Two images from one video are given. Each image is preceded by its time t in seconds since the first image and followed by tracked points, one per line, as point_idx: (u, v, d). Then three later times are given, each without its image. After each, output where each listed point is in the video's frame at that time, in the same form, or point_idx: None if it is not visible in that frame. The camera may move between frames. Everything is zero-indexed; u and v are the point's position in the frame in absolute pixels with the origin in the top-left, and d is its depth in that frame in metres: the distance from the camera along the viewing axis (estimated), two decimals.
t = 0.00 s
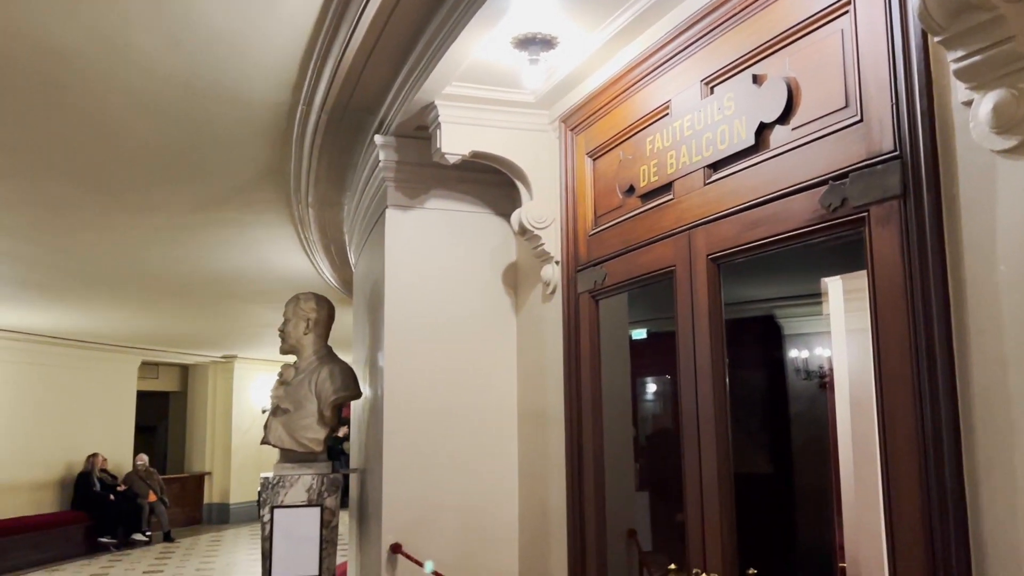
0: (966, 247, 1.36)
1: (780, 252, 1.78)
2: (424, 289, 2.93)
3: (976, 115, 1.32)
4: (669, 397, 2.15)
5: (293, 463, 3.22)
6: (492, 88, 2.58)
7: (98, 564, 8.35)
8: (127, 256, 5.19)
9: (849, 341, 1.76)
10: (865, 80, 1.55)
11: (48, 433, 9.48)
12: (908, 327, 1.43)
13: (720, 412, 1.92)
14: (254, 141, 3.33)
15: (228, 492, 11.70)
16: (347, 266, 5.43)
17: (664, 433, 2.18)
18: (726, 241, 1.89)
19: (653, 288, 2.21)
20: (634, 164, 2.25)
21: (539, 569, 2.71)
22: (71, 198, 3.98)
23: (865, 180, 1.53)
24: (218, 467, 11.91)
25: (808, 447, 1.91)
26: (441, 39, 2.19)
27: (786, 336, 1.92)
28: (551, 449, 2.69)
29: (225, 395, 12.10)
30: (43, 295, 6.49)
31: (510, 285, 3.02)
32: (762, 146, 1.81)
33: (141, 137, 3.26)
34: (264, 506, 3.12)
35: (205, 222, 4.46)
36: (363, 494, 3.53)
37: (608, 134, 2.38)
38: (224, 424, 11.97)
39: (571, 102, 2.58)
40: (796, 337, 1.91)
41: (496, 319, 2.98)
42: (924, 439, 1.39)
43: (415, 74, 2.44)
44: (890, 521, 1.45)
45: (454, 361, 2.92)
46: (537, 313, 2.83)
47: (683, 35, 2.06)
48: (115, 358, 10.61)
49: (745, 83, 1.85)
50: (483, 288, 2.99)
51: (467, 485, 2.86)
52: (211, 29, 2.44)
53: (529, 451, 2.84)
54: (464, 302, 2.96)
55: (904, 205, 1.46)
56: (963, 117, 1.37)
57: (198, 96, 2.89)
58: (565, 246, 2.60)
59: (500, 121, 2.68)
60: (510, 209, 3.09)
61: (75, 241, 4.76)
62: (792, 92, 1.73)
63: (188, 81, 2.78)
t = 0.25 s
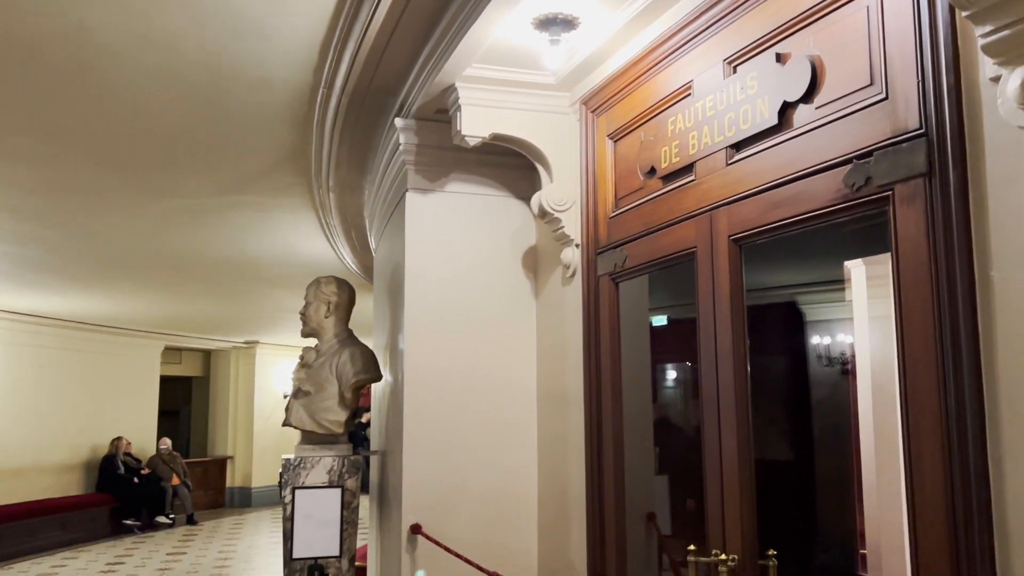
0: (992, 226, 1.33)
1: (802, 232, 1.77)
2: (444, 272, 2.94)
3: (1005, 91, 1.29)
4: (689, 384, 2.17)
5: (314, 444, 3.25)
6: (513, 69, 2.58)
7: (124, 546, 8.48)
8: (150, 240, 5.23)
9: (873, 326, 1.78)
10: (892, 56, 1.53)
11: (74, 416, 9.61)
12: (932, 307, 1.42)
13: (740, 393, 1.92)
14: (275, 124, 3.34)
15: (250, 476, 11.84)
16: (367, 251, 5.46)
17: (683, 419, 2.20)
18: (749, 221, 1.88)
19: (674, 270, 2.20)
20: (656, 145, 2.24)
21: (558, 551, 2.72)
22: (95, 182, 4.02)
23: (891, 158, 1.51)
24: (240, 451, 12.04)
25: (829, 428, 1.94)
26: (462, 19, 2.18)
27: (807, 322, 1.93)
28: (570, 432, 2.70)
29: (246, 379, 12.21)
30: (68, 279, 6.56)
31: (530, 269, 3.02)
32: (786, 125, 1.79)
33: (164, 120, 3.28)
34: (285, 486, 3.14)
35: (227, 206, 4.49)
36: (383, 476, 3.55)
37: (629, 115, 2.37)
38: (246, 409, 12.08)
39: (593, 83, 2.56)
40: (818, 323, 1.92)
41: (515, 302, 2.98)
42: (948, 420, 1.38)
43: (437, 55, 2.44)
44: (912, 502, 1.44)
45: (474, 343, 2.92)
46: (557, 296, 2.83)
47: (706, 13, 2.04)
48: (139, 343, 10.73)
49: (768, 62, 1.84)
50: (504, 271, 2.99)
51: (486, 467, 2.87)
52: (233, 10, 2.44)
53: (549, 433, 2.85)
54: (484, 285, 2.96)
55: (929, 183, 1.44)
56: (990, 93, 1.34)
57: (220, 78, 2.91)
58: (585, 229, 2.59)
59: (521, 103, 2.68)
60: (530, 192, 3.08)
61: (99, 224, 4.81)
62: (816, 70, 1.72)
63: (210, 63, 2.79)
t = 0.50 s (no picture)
0: (1014, 209, 1.32)
1: (821, 214, 1.75)
2: (460, 257, 2.94)
3: None
4: (705, 373, 2.19)
5: (332, 428, 3.27)
6: (530, 53, 2.58)
7: (144, 530, 8.58)
8: (170, 227, 5.27)
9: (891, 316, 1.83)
10: (912, 36, 1.52)
11: (95, 402, 9.72)
12: (952, 290, 1.41)
13: (756, 377, 1.91)
14: (293, 109, 3.35)
15: (268, 463, 11.94)
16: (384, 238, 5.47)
17: (699, 408, 2.21)
18: (767, 205, 1.87)
19: (691, 254, 2.19)
20: (673, 128, 2.23)
21: (574, 535, 2.73)
22: (115, 169, 4.06)
23: (911, 139, 1.50)
24: (258, 438, 12.14)
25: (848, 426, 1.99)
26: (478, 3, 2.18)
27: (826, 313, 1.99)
28: (586, 417, 2.70)
29: (265, 367, 12.30)
30: (89, 266, 6.63)
31: (546, 255, 3.02)
32: (804, 107, 1.78)
33: (183, 105, 3.30)
34: (303, 470, 3.16)
35: (245, 193, 4.51)
36: (400, 462, 3.57)
37: (647, 98, 2.35)
38: (264, 396, 12.17)
39: (610, 68, 2.56)
40: (836, 313, 1.98)
41: (532, 288, 2.98)
42: (966, 402, 1.37)
43: (453, 39, 2.45)
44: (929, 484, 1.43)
45: (490, 328, 2.93)
46: (573, 281, 2.82)
47: None
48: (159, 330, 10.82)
49: (788, 43, 1.83)
50: (520, 256, 2.99)
51: (502, 452, 2.88)
52: None
53: (564, 419, 2.85)
54: (500, 270, 2.96)
55: (949, 164, 1.43)
56: (1012, 74, 1.33)
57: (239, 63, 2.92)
58: (602, 214, 2.59)
59: (538, 87, 2.68)
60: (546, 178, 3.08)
61: (119, 211, 4.85)
62: (836, 52, 1.70)
63: (229, 48, 2.80)
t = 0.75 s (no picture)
0: None
1: (840, 194, 1.75)
2: (479, 240, 2.95)
3: None
4: (722, 364, 2.20)
5: (351, 410, 3.30)
6: (549, 35, 2.58)
7: (166, 512, 8.69)
8: (190, 212, 5.31)
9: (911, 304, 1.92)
10: (935, 13, 1.51)
11: (118, 386, 9.84)
12: (972, 269, 1.40)
13: (775, 358, 1.91)
14: (313, 93, 3.37)
15: (288, 448, 12.05)
16: (403, 223, 5.50)
17: (717, 393, 2.23)
18: (786, 185, 1.86)
19: (709, 236, 2.19)
20: (692, 110, 2.22)
21: (591, 518, 2.74)
22: (137, 153, 4.09)
23: (932, 118, 1.49)
24: (278, 423, 12.25)
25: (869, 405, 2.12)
26: None
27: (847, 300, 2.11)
28: (603, 400, 2.70)
29: (284, 353, 12.39)
30: (112, 251, 6.70)
31: (564, 238, 3.02)
32: (825, 87, 1.77)
33: (203, 89, 3.32)
34: (322, 450, 3.18)
35: (265, 177, 4.54)
36: (418, 444, 3.60)
37: (666, 80, 2.35)
38: (284, 382, 12.27)
39: (630, 49, 2.55)
40: (857, 301, 2.11)
41: (549, 271, 2.99)
42: (986, 381, 1.36)
43: (472, 22, 2.45)
44: (948, 464, 1.43)
45: (508, 312, 2.94)
46: (591, 264, 2.83)
47: None
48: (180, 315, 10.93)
49: (808, 22, 1.81)
50: (539, 239, 3.00)
51: (520, 435, 2.89)
52: None
53: (582, 402, 2.86)
54: (518, 253, 2.97)
55: (971, 142, 1.42)
56: None
57: (259, 46, 2.93)
58: (620, 197, 2.58)
59: (556, 69, 2.68)
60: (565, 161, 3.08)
61: (141, 196, 4.90)
62: (858, 31, 1.69)
63: (249, 31, 2.82)
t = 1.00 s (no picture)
0: None
1: (856, 178, 1.74)
2: (494, 226, 2.96)
3: None
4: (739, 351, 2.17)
5: (367, 395, 3.33)
6: (564, 19, 2.58)
7: (184, 497, 8.79)
8: (208, 199, 5.35)
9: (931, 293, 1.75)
10: None
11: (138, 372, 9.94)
12: (990, 251, 1.39)
13: (790, 342, 1.91)
14: (329, 78, 3.38)
15: (305, 435, 12.14)
16: (418, 211, 5.51)
17: (734, 385, 2.18)
18: (802, 168, 1.85)
19: (725, 220, 2.18)
20: (709, 94, 2.21)
21: (604, 503, 2.75)
22: (155, 140, 4.12)
23: (950, 99, 1.48)
24: (295, 410, 12.34)
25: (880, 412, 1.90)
26: None
27: (866, 288, 1.94)
28: (617, 385, 2.71)
29: (301, 340, 12.47)
30: (131, 238, 6.76)
31: (579, 224, 3.01)
32: (842, 69, 1.76)
33: (221, 75, 3.34)
34: (338, 435, 3.20)
35: (281, 164, 4.56)
36: (434, 430, 3.62)
37: (682, 64, 2.34)
38: (301, 369, 12.35)
39: (646, 33, 2.54)
40: (876, 290, 1.91)
41: (565, 257, 2.98)
42: (1003, 363, 1.36)
43: (489, 7, 2.44)
44: (963, 446, 1.43)
45: (523, 297, 2.94)
46: (606, 250, 2.82)
47: None
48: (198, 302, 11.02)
49: (826, 4, 1.80)
50: (555, 225, 2.99)
51: (534, 420, 2.90)
52: None
53: (596, 387, 2.87)
54: (533, 239, 2.97)
55: (989, 123, 1.41)
56: None
57: (276, 32, 2.94)
58: (636, 182, 2.58)
59: (572, 53, 2.68)
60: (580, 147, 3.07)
61: (160, 183, 4.94)
62: (876, 12, 1.68)
63: (266, 17, 2.83)
